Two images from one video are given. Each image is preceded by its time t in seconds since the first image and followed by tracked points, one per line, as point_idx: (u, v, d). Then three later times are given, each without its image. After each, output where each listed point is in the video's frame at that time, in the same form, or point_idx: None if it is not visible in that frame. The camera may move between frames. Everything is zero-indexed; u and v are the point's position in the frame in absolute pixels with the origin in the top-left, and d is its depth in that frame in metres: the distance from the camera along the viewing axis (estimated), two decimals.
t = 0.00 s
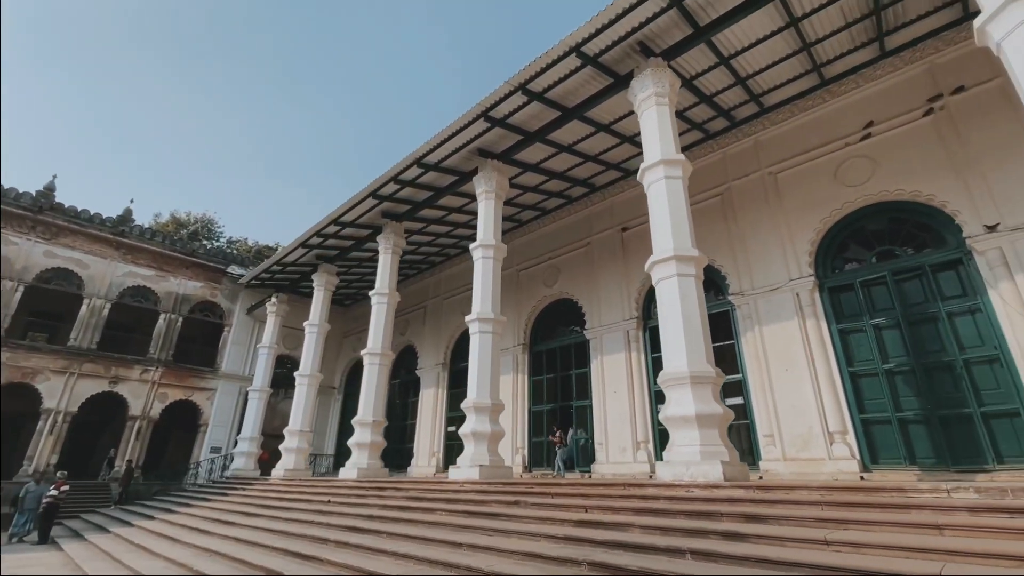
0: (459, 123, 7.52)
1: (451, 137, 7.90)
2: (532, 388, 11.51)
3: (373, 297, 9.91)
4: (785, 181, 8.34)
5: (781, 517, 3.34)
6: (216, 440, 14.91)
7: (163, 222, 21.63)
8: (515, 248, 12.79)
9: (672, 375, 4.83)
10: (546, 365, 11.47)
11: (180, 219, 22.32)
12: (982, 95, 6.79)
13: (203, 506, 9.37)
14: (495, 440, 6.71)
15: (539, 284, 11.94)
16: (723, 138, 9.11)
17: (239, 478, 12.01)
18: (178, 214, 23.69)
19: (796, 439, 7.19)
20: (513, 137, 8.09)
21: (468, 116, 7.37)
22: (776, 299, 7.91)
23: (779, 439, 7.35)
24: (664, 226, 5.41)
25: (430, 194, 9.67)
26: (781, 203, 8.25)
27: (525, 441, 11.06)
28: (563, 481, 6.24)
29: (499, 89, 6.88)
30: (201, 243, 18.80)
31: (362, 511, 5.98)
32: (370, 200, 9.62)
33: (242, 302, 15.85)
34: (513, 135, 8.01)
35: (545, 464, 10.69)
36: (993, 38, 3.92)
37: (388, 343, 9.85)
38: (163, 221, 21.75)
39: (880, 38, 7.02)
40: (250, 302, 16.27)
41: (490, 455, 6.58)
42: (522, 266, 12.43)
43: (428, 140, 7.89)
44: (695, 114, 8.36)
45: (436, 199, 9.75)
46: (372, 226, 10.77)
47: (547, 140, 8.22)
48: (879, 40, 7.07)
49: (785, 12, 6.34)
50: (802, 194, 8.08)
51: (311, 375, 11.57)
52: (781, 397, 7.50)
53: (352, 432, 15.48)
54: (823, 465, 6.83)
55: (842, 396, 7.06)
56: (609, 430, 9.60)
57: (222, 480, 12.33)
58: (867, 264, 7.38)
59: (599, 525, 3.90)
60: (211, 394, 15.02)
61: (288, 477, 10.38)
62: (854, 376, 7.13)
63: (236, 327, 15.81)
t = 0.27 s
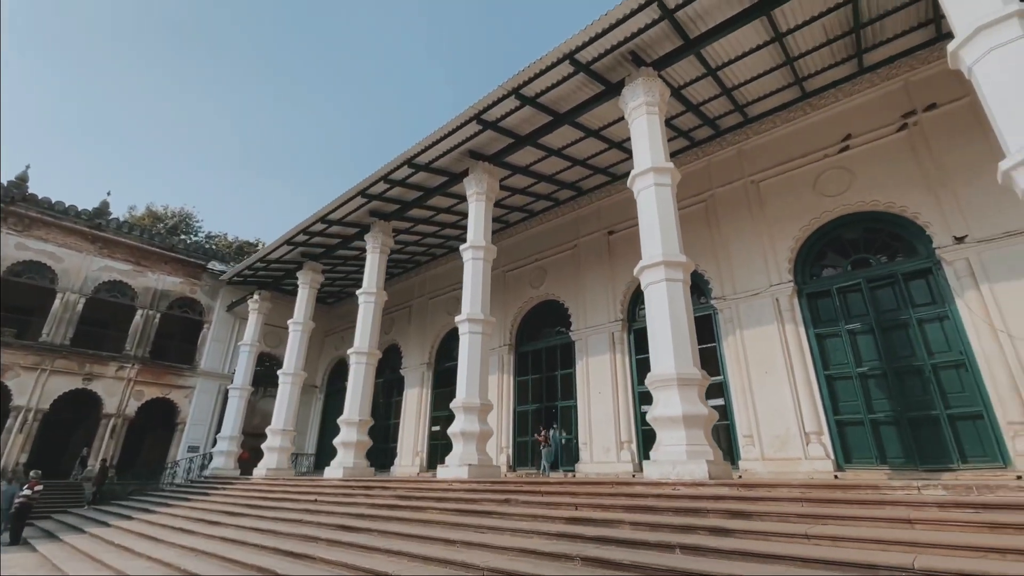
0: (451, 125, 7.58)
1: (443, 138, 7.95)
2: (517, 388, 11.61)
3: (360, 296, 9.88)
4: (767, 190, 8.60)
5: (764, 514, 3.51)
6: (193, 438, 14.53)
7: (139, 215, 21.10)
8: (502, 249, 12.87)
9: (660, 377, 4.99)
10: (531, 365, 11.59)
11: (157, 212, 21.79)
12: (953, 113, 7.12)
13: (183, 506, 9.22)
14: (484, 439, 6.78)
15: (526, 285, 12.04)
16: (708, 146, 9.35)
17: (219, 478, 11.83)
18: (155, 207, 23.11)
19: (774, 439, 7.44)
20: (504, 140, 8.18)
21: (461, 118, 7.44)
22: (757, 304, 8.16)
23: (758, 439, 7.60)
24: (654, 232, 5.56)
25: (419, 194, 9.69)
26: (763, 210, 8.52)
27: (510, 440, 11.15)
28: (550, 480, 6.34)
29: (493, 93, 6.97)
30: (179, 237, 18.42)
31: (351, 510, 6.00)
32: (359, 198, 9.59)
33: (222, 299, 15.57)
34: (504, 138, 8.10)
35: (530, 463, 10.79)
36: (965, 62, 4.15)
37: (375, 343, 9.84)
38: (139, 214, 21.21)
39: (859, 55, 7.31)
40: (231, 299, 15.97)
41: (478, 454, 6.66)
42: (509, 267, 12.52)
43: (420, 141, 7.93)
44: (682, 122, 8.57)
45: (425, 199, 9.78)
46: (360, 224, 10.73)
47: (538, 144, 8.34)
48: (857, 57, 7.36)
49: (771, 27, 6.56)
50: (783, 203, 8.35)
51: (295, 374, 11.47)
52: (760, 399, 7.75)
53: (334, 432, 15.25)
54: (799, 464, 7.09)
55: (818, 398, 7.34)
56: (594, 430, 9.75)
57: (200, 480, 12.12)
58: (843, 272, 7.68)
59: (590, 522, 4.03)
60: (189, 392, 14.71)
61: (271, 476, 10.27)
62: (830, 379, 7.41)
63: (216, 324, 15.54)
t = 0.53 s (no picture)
0: (444, 127, 7.63)
1: (435, 140, 7.99)
2: (504, 388, 11.69)
3: (349, 296, 9.86)
4: (751, 197, 8.83)
5: (749, 511, 3.65)
6: (173, 437, 14.24)
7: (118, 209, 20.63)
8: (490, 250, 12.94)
9: (649, 378, 5.13)
10: (518, 366, 11.68)
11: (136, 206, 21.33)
12: (929, 127, 7.42)
13: (165, 506, 9.08)
14: (473, 439, 6.85)
15: (514, 287, 12.13)
16: (695, 153, 9.56)
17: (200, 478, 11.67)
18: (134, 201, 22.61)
19: (755, 439, 7.65)
20: (496, 143, 8.26)
21: (454, 120, 7.49)
22: (740, 308, 8.38)
23: (740, 439, 7.81)
24: (643, 237, 5.70)
25: (410, 195, 9.71)
26: (748, 217, 8.74)
27: (496, 440, 11.23)
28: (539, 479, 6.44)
29: (486, 96, 7.04)
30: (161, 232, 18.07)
31: (340, 510, 6.02)
32: (348, 197, 9.57)
33: (205, 296, 15.33)
34: (496, 140, 8.18)
35: (516, 463, 10.88)
36: (941, 81, 4.37)
37: (363, 342, 9.82)
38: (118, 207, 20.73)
39: (841, 68, 7.56)
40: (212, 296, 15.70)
41: (467, 454, 6.73)
42: (498, 268, 12.60)
43: (413, 142, 7.96)
44: (670, 128, 8.75)
45: (415, 199, 9.80)
46: (349, 223, 10.70)
47: (530, 147, 8.44)
48: (839, 70, 7.62)
49: (757, 40, 6.76)
50: (766, 210, 8.59)
51: (280, 373, 11.37)
52: (743, 400, 7.96)
53: (317, 430, 15.20)
54: (779, 464, 7.32)
55: (797, 400, 7.58)
56: (580, 431, 9.89)
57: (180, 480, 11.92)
58: (823, 278, 7.94)
59: (581, 520, 4.15)
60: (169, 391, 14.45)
61: (255, 476, 10.18)
62: (809, 381, 7.66)
63: (197, 321, 15.28)
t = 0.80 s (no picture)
0: (437, 129, 7.69)
1: (428, 142, 8.04)
2: (491, 389, 11.77)
3: (337, 296, 9.85)
4: (735, 204, 9.07)
5: (734, 510, 3.81)
6: (153, 437, 13.97)
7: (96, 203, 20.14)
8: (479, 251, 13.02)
9: (637, 381, 5.27)
10: (506, 366, 11.78)
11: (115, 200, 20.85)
12: (905, 141, 7.72)
13: (147, 506, 8.96)
14: (463, 440, 6.93)
15: (502, 288, 12.23)
16: (682, 160, 9.77)
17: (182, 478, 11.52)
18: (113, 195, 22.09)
19: (737, 440, 7.87)
20: (488, 146, 8.34)
21: (447, 123, 7.56)
22: (724, 313, 8.60)
23: (722, 441, 8.02)
24: (633, 244, 5.85)
25: (400, 196, 9.73)
26: (732, 223, 8.97)
27: (483, 440, 11.32)
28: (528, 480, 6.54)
29: (480, 101, 7.12)
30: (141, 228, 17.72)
31: (330, 510, 6.06)
32: (338, 197, 9.56)
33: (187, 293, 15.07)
34: (488, 144, 8.26)
35: (502, 463, 10.98)
36: (918, 101, 4.60)
37: (351, 342, 9.81)
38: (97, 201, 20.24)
39: (823, 82, 7.82)
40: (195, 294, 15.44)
41: (457, 454, 6.81)
42: (486, 269, 12.68)
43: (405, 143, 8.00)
44: (658, 136, 8.94)
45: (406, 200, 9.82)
46: (338, 223, 10.67)
47: (521, 152, 8.54)
48: (820, 84, 7.89)
49: (744, 54, 6.97)
50: (750, 217, 8.82)
51: (265, 372, 11.28)
52: (725, 402, 8.18)
53: (300, 430, 15.08)
54: (759, 464, 7.55)
55: (778, 402, 7.82)
56: (566, 431, 10.03)
57: (161, 480, 11.74)
58: (804, 284, 8.20)
59: (572, 519, 4.27)
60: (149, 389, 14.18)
61: (239, 476, 10.10)
62: (789, 384, 7.90)
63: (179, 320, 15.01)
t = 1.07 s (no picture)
0: (429, 133, 7.77)
1: (419, 145, 8.11)
2: (477, 389, 11.86)
3: (324, 296, 9.84)
4: (718, 212, 9.32)
5: (714, 509, 4.00)
6: (130, 436, 13.70)
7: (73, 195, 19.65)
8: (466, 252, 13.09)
9: (623, 385, 5.45)
10: (491, 368, 11.88)
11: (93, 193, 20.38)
12: (879, 156, 8.05)
13: (127, 506, 8.84)
14: (451, 441, 7.03)
15: (489, 290, 12.33)
16: (668, 168, 10.00)
17: (161, 478, 11.36)
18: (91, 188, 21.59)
19: (717, 442, 8.11)
20: (478, 151, 8.44)
21: (439, 127, 7.64)
22: (706, 317, 8.85)
23: (703, 442, 8.25)
24: (621, 251, 6.02)
25: (389, 197, 9.76)
26: (715, 231, 9.23)
27: (468, 440, 11.41)
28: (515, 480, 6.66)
29: (472, 106, 7.22)
30: (121, 222, 17.38)
31: (319, 510, 6.11)
32: (327, 197, 9.56)
33: (168, 291, 14.82)
34: (478, 149, 8.37)
35: (487, 463, 11.08)
36: (891, 122, 4.86)
37: (338, 343, 9.81)
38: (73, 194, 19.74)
39: (803, 96, 8.11)
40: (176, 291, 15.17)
41: (445, 456, 6.89)
42: (473, 271, 12.77)
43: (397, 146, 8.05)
44: (645, 144, 9.15)
45: (395, 202, 9.85)
46: (326, 222, 10.65)
47: (511, 156, 8.66)
48: (800, 98, 8.18)
49: (729, 68, 7.20)
50: (732, 225, 9.08)
51: (249, 371, 11.20)
52: (706, 405, 8.42)
53: (282, 430, 14.97)
54: (737, 465, 7.80)
55: (756, 405, 8.08)
56: (551, 432, 10.19)
57: (139, 480, 11.54)
58: (782, 291, 8.49)
59: (560, 518, 4.42)
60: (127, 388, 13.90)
61: (222, 476, 10.02)
62: (767, 388, 8.17)
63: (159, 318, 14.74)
